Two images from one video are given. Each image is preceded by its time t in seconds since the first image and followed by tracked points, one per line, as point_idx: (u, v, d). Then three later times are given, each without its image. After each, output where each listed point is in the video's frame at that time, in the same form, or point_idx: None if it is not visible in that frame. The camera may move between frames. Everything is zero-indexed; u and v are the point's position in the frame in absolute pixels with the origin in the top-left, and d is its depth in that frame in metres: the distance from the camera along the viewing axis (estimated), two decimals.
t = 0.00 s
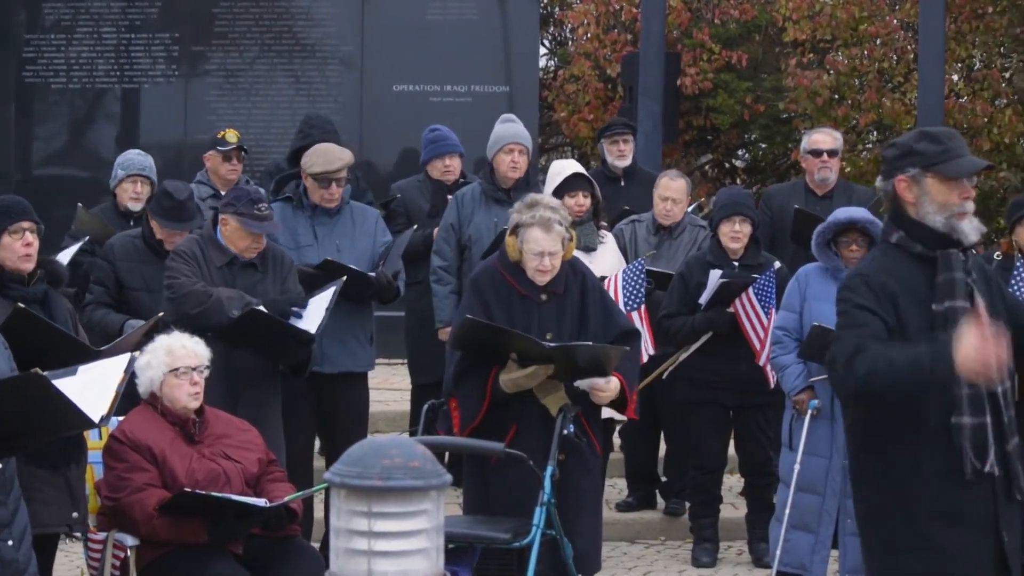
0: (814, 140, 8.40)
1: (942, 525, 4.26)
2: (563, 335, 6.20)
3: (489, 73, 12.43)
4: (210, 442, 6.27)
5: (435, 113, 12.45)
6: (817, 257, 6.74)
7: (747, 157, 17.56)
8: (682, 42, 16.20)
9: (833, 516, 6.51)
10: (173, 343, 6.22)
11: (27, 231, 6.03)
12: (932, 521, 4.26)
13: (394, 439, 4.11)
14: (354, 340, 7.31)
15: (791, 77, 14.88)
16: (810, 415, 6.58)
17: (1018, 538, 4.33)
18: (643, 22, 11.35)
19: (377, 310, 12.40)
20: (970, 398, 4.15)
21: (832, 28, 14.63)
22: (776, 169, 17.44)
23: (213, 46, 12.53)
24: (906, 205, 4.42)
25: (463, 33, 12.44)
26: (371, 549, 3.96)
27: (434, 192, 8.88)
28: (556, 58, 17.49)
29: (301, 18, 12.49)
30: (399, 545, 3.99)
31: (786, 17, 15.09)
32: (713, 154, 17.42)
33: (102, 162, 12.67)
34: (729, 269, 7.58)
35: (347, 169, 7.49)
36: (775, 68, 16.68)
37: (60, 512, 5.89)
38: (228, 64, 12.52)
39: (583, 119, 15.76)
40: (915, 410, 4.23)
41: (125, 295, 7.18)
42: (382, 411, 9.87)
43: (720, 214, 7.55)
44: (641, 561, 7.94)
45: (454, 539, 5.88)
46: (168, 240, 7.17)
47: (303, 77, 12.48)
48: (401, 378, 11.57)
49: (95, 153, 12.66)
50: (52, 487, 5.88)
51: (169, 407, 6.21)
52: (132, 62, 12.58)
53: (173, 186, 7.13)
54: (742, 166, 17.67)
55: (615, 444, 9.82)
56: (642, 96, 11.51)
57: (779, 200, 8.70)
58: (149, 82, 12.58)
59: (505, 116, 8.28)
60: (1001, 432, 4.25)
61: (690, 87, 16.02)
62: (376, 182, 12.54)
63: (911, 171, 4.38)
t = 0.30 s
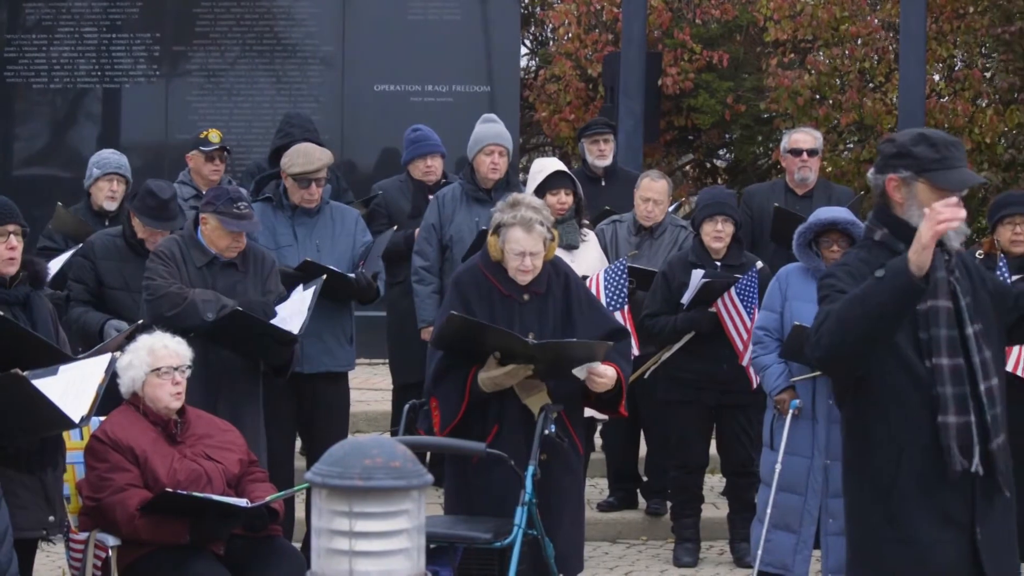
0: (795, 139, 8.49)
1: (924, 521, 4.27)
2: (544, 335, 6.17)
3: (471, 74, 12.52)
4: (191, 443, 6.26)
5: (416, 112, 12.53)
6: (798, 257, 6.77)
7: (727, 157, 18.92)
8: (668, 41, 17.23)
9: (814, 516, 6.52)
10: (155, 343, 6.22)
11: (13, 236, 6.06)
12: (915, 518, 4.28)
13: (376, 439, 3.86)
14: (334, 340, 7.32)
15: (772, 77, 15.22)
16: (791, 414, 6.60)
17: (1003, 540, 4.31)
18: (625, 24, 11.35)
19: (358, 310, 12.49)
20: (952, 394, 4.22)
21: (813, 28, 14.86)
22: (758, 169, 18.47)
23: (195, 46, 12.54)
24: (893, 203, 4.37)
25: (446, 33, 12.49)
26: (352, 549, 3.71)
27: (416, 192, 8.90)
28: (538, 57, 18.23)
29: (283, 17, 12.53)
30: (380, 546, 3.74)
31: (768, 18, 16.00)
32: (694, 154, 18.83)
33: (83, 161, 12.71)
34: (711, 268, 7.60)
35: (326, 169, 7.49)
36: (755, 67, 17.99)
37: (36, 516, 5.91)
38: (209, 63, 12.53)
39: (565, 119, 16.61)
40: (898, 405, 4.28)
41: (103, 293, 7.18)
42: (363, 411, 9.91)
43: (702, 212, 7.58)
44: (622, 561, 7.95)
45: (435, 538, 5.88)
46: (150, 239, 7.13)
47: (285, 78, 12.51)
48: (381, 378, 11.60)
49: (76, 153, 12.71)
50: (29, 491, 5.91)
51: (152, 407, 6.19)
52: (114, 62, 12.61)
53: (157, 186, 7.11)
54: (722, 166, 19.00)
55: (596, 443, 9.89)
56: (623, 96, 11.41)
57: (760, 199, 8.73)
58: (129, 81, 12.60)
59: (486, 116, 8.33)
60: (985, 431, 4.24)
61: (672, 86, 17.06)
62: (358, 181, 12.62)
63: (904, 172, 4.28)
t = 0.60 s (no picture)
0: (778, 140, 8.48)
1: (906, 535, 4.02)
2: (531, 338, 6.09)
3: (456, 73, 12.57)
4: (176, 443, 6.26)
5: (401, 112, 12.60)
6: (783, 257, 6.81)
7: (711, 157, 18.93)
8: (650, 42, 17.20)
9: (800, 516, 6.56)
10: (139, 343, 6.22)
11: None
12: (899, 532, 4.03)
13: (360, 439, 3.86)
14: (318, 340, 7.33)
15: (759, 78, 15.51)
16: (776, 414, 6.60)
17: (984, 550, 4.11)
18: (609, 24, 11.46)
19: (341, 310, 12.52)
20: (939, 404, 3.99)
21: (798, 28, 15.29)
22: (742, 169, 18.65)
23: (179, 46, 12.67)
24: (880, 204, 4.20)
25: (430, 34, 12.58)
26: (337, 550, 3.70)
27: (400, 192, 8.92)
28: (522, 57, 18.37)
29: (268, 17, 12.65)
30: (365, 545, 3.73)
31: (753, 17, 15.94)
32: (679, 153, 18.87)
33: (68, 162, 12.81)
34: (697, 268, 7.63)
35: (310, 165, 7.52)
36: (741, 67, 18.22)
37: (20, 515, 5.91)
38: (194, 63, 12.67)
39: (549, 119, 16.71)
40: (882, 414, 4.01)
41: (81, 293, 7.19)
42: (347, 411, 9.93)
43: (688, 212, 7.62)
44: (607, 560, 7.95)
45: (419, 538, 5.86)
46: (128, 237, 7.14)
47: (269, 78, 12.64)
48: (366, 377, 11.65)
49: (61, 152, 12.81)
50: (14, 489, 5.89)
51: (136, 408, 6.19)
52: (98, 62, 12.74)
53: (136, 182, 7.10)
54: (705, 167, 19.01)
55: (580, 443, 9.92)
56: (607, 96, 11.52)
57: (744, 199, 8.73)
58: (114, 81, 12.73)
59: (473, 116, 8.34)
60: (968, 442, 4.04)
61: (655, 87, 17.06)
62: (342, 182, 12.71)
63: (882, 169, 4.16)
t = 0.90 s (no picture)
0: (760, 140, 8.47)
1: (892, 529, 4.17)
2: (512, 338, 6.09)
3: (437, 73, 12.62)
4: (157, 443, 6.26)
5: (382, 112, 12.67)
6: (765, 258, 6.85)
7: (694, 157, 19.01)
8: (631, 41, 17.27)
9: (781, 516, 6.59)
10: (120, 342, 6.21)
11: None
12: (878, 526, 4.18)
13: (341, 439, 3.86)
14: (302, 339, 7.34)
15: (739, 77, 15.92)
16: (758, 414, 6.64)
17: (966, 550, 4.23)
18: (590, 23, 11.54)
19: (323, 311, 12.56)
20: (921, 401, 4.14)
21: (780, 28, 15.64)
22: (723, 169, 18.74)
23: (161, 46, 12.71)
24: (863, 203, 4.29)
25: (412, 34, 12.66)
26: (318, 550, 3.70)
27: (382, 192, 8.94)
28: (504, 57, 18.40)
29: (250, 17, 12.70)
30: (347, 545, 3.73)
31: (734, 16, 16.08)
32: (661, 153, 18.93)
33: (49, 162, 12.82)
34: (679, 268, 7.67)
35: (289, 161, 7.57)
36: (722, 67, 18.23)
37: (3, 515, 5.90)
38: (176, 63, 12.70)
39: (531, 119, 16.74)
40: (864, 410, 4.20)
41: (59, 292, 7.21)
42: (328, 412, 9.96)
43: (670, 212, 7.66)
44: (589, 561, 7.98)
45: (402, 538, 5.82)
46: (103, 237, 7.20)
47: (251, 78, 12.68)
48: (348, 378, 11.71)
49: (43, 153, 12.81)
50: None
51: (118, 408, 6.19)
52: (80, 62, 12.76)
53: (112, 181, 7.13)
54: (688, 167, 19.07)
55: (561, 443, 9.96)
56: (589, 96, 11.59)
57: (726, 199, 8.75)
58: (96, 82, 12.76)
59: (457, 116, 8.35)
60: (952, 439, 4.17)
61: (638, 87, 17.08)
62: (324, 182, 12.74)
63: (862, 165, 4.25)
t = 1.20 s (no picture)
0: (745, 140, 8.48)
1: (878, 532, 4.06)
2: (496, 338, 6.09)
3: (424, 74, 12.63)
4: (143, 444, 6.26)
5: (368, 112, 12.67)
6: (749, 258, 6.88)
7: (681, 157, 19.06)
8: (616, 41, 17.30)
9: (766, 516, 6.60)
10: (106, 343, 6.19)
11: None
12: (870, 528, 4.07)
13: (328, 439, 3.86)
14: (288, 339, 7.34)
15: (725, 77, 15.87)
16: (743, 414, 6.68)
17: (955, 547, 4.15)
18: (576, 24, 11.57)
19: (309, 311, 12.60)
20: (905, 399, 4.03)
21: (766, 28, 15.72)
22: (708, 169, 18.80)
23: (147, 46, 12.73)
24: (844, 205, 4.24)
25: (397, 34, 12.66)
26: (305, 549, 3.71)
27: (368, 192, 8.96)
28: (490, 57, 18.45)
29: (235, 18, 12.71)
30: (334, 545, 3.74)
31: (720, 17, 16.15)
32: (647, 153, 18.89)
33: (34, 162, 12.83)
34: (667, 268, 7.68)
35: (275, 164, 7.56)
36: (708, 67, 18.27)
37: None
38: (161, 64, 12.71)
39: (516, 119, 16.77)
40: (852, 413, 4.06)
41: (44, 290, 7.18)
42: (314, 412, 9.98)
43: (658, 212, 7.67)
44: (574, 561, 7.99)
45: (388, 538, 5.80)
46: (88, 234, 7.23)
47: (236, 78, 12.69)
48: (334, 378, 11.75)
49: (28, 153, 12.82)
50: None
51: (104, 408, 6.18)
52: (66, 62, 12.78)
53: (94, 179, 7.11)
54: (675, 167, 19.12)
55: (547, 442, 9.97)
56: (575, 95, 11.63)
57: (711, 198, 8.76)
58: (81, 82, 12.77)
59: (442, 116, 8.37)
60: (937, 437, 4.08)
61: (624, 87, 17.18)
62: (309, 182, 12.77)
63: (843, 167, 4.21)
